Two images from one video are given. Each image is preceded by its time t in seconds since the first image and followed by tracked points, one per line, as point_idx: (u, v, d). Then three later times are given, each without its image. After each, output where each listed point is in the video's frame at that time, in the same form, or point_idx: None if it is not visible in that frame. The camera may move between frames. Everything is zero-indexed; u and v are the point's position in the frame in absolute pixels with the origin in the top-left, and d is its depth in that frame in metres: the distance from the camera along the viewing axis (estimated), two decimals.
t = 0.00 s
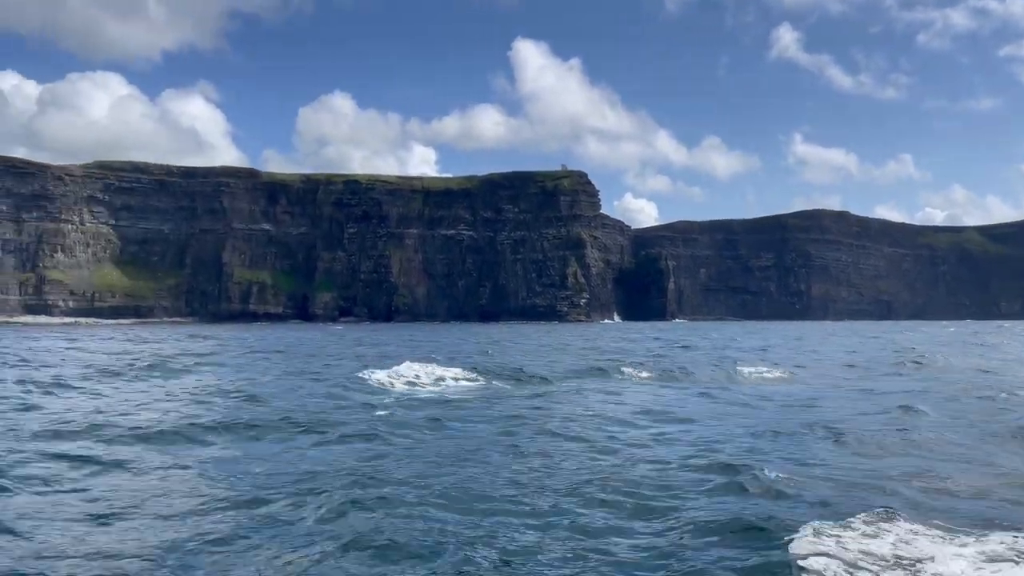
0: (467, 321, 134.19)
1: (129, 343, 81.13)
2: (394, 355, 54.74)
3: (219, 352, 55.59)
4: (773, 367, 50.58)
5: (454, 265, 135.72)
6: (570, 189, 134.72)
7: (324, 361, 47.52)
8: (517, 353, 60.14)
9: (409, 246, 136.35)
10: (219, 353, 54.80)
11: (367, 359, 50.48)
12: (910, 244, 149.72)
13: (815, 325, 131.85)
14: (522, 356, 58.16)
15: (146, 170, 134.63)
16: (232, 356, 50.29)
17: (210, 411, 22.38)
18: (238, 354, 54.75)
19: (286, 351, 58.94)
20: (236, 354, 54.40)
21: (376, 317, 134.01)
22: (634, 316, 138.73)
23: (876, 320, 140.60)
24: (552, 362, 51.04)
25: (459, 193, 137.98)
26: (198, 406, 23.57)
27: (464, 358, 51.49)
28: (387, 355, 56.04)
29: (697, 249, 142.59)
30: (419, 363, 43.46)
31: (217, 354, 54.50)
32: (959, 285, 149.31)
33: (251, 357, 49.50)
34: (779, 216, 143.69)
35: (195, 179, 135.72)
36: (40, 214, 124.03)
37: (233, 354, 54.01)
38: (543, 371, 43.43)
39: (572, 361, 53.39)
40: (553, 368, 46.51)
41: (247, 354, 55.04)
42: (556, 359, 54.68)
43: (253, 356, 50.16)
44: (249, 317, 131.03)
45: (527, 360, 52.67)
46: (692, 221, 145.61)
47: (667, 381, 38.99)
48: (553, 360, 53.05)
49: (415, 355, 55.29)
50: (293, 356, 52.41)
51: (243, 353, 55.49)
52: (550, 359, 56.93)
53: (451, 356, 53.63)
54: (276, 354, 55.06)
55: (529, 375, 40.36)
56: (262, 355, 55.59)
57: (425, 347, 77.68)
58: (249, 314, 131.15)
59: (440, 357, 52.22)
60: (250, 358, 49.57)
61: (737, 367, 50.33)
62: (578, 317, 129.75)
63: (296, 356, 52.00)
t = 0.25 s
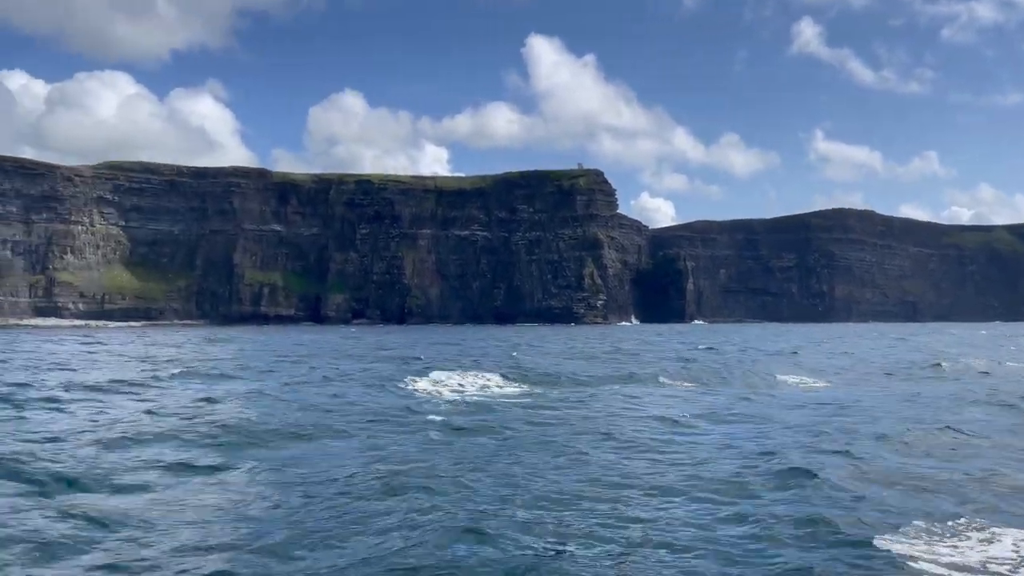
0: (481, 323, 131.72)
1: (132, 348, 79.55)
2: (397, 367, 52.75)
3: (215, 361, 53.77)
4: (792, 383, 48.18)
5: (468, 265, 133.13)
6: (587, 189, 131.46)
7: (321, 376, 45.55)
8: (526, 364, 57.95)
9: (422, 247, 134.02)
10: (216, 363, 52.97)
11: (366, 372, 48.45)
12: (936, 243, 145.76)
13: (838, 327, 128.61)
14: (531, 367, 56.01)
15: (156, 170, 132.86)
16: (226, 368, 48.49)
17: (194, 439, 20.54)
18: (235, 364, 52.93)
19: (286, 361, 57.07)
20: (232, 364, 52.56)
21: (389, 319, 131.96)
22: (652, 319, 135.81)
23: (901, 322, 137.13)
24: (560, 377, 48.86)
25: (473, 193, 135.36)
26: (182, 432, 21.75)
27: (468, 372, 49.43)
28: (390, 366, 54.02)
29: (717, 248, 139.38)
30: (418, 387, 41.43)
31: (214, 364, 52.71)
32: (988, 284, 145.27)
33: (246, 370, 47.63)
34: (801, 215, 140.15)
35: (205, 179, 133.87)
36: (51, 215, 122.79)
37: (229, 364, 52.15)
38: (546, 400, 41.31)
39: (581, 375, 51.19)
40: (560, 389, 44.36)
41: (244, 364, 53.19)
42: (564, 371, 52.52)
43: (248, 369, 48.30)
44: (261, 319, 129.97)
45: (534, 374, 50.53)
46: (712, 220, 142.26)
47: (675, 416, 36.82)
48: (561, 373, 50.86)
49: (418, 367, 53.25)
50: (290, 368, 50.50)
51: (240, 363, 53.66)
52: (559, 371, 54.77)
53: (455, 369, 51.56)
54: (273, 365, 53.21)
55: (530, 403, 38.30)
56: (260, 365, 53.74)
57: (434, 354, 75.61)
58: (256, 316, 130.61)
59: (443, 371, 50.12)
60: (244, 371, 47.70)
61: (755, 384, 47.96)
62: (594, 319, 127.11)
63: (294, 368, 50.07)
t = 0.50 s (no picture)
0: (494, 332, 110.54)
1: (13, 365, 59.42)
2: (321, 407, 32.11)
3: (32, 391, 33.39)
4: (998, 431, 27.22)
5: (477, 264, 112.17)
6: (618, 172, 109.95)
7: (152, 423, 24.96)
8: (535, 395, 37.19)
9: (423, 242, 112.65)
10: (27, 394, 32.55)
11: (252, 417, 27.80)
12: None
13: (925, 336, 106.89)
14: (543, 400, 35.21)
15: (111, 154, 113.30)
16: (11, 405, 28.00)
17: None
18: (59, 396, 32.50)
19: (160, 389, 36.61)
20: (52, 395, 32.13)
21: (384, 328, 110.87)
22: (696, 327, 113.01)
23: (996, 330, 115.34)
24: (588, 423, 27.98)
25: (482, 178, 114.29)
26: None
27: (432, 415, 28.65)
28: (314, 404, 33.37)
29: (773, 243, 117.68)
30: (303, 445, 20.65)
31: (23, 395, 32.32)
32: None
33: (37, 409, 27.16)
34: (873, 202, 118.47)
35: (169, 163, 113.87)
36: None
37: (43, 395, 31.74)
38: (565, 453, 20.29)
39: (625, 418, 30.28)
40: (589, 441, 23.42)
41: (75, 395, 32.75)
42: (596, 411, 31.70)
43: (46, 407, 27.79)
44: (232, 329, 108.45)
45: (545, 416, 29.69)
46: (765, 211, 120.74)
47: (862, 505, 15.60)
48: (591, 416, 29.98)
49: (357, 406, 32.59)
50: (135, 404, 30.00)
51: (71, 393, 33.22)
52: (588, 407, 33.93)
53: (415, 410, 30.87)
54: (122, 396, 32.73)
55: (524, 475, 17.34)
56: (104, 396, 33.30)
57: (414, 377, 55.00)
58: (229, 326, 109.05)
59: (390, 414, 29.42)
60: (34, 411, 27.19)
61: (934, 439, 26.98)
62: (629, 327, 105.74)
63: (138, 405, 29.55)
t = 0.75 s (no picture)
0: (512, 337, 105.62)
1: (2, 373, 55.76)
2: (313, 418, 27.95)
3: None
4: None
5: (494, 267, 107.16)
6: (641, 169, 104.94)
7: (101, 443, 20.87)
8: (560, 405, 32.85)
9: (438, 244, 108.00)
10: None
11: (227, 431, 23.67)
12: None
13: (967, 341, 101.26)
14: (568, 410, 30.84)
15: (116, 154, 109.67)
16: None
17: None
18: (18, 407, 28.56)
19: (139, 399, 32.59)
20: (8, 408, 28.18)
21: (398, 334, 106.12)
22: (726, 333, 108.44)
23: None
24: (622, 435, 23.62)
25: (500, 177, 109.66)
26: None
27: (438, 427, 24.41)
28: (307, 413, 29.22)
29: (805, 243, 112.22)
30: (263, 473, 16.43)
31: None
32: None
33: None
34: (910, 200, 112.87)
35: (174, 163, 110.02)
36: None
37: None
38: (590, 483, 15.96)
39: (665, 428, 25.92)
40: (625, 456, 19.09)
41: (36, 407, 28.79)
42: (630, 421, 27.36)
43: None
44: (239, 335, 104.78)
45: (571, 426, 25.35)
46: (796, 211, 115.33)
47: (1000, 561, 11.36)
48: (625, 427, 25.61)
49: (356, 417, 28.39)
50: (98, 418, 25.97)
51: (32, 406, 29.24)
52: (621, 416, 29.57)
53: (421, 421, 26.68)
54: (89, 408, 28.73)
55: (532, 524, 12.95)
56: (70, 409, 29.33)
57: (427, 386, 50.77)
58: (236, 331, 105.02)
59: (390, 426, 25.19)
60: None
61: None
62: (654, 332, 100.67)
63: (100, 419, 25.50)
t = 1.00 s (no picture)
0: (533, 343, 101.83)
1: None
2: (305, 435, 24.67)
3: None
4: None
5: (515, 270, 103.54)
6: (667, 167, 100.80)
7: (41, 483, 17.67)
8: (587, 417, 29.37)
9: (456, 246, 104.51)
10: None
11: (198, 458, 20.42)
12: None
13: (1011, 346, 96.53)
14: (595, 424, 27.35)
15: (125, 154, 106.73)
16: None
17: None
18: None
19: (120, 418, 29.48)
20: None
21: (415, 339, 102.72)
22: (757, 336, 103.95)
23: None
24: (656, 459, 20.12)
25: (520, 176, 105.76)
26: None
27: (443, 449, 21.03)
28: (301, 430, 25.92)
29: (839, 244, 107.66)
30: (207, 537, 13.11)
31: None
32: None
33: None
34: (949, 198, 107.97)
35: (186, 163, 107.00)
36: None
37: None
38: (619, 552, 12.52)
39: (708, 447, 22.39)
40: (662, 502, 15.62)
41: None
42: (665, 436, 23.87)
43: None
44: (253, 341, 101.64)
45: (598, 446, 21.90)
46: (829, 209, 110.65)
47: None
48: (660, 447, 22.13)
49: (354, 434, 25.07)
50: (59, 444, 22.84)
51: None
52: (655, 430, 26.06)
53: (426, 440, 23.33)
54: (57, 432, 25.64)
55: None
56: (37, 432, 26.21)
57: (444, 396, 47.41)
58: (249, 336, 101.83)
59: (389, 446, 21.85)
60: None
61: None
62: (682, 337, 96.81)
63: (59, 447, 22.36)
